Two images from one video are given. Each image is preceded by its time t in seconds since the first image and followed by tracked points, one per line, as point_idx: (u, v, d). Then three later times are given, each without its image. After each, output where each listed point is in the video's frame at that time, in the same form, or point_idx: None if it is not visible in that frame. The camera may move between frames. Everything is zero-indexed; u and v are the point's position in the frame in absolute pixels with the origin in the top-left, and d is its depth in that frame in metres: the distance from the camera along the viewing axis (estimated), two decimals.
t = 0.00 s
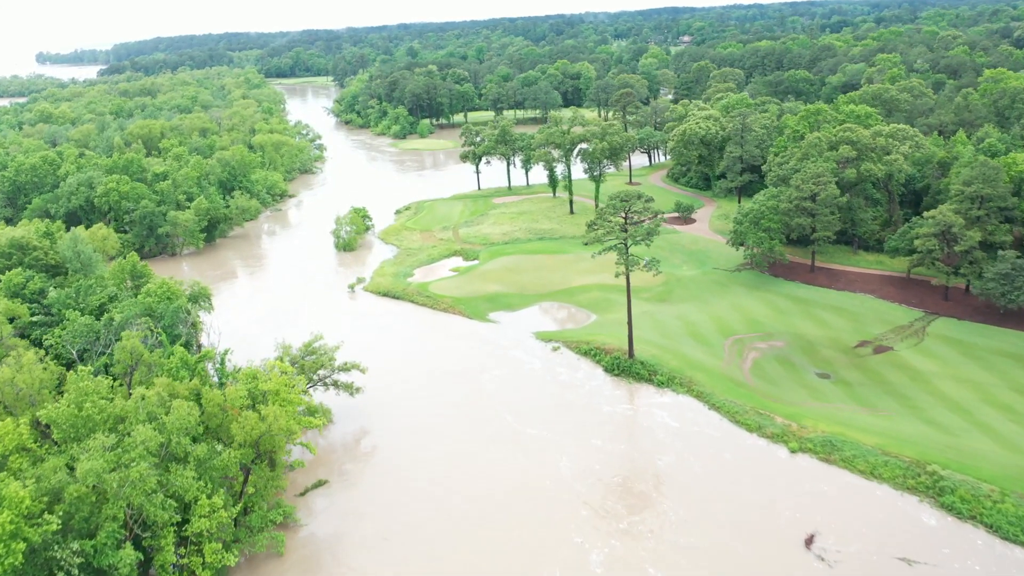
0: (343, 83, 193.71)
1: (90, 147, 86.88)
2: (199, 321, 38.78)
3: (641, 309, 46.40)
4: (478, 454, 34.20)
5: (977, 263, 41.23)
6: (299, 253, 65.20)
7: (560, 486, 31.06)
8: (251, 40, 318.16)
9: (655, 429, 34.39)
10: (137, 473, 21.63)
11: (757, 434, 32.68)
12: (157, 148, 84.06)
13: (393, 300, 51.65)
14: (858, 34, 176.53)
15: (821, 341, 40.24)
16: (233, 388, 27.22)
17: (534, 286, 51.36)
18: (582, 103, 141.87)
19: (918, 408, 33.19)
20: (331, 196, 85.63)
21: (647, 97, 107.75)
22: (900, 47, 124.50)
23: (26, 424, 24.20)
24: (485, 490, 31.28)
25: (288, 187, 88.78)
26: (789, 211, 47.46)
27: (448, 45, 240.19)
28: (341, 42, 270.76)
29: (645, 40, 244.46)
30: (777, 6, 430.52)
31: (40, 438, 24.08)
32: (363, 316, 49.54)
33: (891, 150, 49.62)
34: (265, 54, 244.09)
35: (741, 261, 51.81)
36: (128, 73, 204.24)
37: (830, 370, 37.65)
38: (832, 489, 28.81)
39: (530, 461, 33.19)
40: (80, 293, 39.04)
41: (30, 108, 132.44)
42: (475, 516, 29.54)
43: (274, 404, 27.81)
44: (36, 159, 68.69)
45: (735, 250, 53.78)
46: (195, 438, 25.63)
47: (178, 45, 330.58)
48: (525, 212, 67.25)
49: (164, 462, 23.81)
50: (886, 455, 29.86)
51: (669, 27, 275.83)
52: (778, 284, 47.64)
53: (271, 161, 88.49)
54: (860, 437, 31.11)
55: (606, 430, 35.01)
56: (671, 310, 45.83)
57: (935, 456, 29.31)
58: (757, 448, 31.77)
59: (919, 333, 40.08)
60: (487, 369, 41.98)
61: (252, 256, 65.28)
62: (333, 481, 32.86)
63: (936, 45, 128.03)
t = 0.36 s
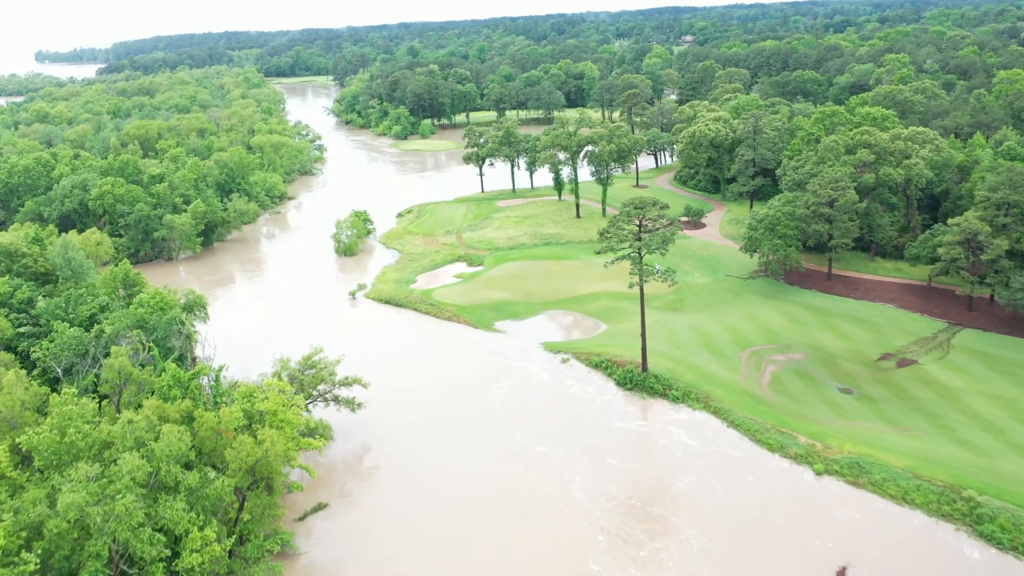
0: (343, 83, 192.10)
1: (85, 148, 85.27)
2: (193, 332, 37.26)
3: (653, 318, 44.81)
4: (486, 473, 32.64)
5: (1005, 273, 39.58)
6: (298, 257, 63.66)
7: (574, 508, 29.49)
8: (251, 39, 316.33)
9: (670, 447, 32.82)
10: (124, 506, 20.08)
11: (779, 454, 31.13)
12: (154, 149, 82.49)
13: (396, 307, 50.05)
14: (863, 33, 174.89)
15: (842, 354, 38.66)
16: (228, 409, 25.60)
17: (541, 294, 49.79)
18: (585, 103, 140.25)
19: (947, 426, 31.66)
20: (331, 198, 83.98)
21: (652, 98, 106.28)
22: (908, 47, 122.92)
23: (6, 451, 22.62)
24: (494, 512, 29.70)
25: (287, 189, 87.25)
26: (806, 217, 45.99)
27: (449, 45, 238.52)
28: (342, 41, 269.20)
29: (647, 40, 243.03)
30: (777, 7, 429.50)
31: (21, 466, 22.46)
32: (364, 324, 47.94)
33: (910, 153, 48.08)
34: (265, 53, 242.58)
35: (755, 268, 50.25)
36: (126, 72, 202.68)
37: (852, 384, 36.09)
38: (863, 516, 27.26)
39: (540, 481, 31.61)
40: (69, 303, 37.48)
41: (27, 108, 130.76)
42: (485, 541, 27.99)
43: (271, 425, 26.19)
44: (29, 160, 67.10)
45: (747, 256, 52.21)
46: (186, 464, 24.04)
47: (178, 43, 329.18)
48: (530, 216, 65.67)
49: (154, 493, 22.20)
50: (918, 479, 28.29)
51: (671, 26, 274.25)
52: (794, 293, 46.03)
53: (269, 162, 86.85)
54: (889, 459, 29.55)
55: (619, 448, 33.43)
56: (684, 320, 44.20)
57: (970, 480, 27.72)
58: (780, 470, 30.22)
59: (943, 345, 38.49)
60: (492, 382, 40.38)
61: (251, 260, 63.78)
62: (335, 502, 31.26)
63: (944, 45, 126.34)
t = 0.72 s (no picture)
0: (360, 82, 191.07)
1: (101, 147, 84.44)
2: (205, 342, 35.95)
3: (681, 330, 43.07)
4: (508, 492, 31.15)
5: None
6: (315, 260, 62.41)
7: (604, 534, 27.90)
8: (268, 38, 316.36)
9: (704, 469, 31.15)
10: (127, 539, 18.64)
11: (821, 480, 29.41)
12: (170, 149, 81.53)
13: (414, 315, 48.58)
14: (888, 33, 171.78)
15: (883, 371, 36.82)
16: (241, 430, 24.19)
17: (564, 302, 48.17)
18: (605, 103, 138.34)
19: (1000, 451, 29.85)
20: (347, 199, 82.62)
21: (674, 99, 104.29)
22: (936, 47, 120.18)
23: (4, 476, 21.27)
24: (516, 534, 28.29)
25: (304, 189, 86.11)
26: (842, 225, 44.05)
27: (466, 44, 237.31)
28: (358, 39, 268.52)
29: (665, 39, 240.62)
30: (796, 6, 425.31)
31: (20, 491, 21.09)
32: (382, 332, 46.52)
33: (951, 159, 46.08)
34: (282, 52, 242.22)
35: (787, 277, 48.40)
36: (144, 70, 202.80)
37: (895, 404, 34.29)
38: (916, 551, 25.50)
39: (568, 503, 30.00)
40: (79, 309, 36.05)
41: (44, 105, 130.39)
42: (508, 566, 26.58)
43: (285, 447, 24.81)
44: (43, 160, 66.20)
45: (778, 264, 50.39)
46: (196, 489, 22.67)
47: (196, 42, 329.71)
48: (551, 220, 64.06)
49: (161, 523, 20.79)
50: (975, 512, 26.49)
51: (690, 25, 271.54)
52: (829, 304, 44.16)
53: (286, 162, 85.59)
54: (939, 488, 27.81)
55: (650, 469, 31.77)
56: (714, 332, 42.43)
57: None
58: (822, 497, 28.51)
59: (991, 362, 36.55)
60: (515, 395, 38.81)
61: (266, 263, 62.59)
62: (352, 522, 29.78)
63: (973, 45, 123.53)
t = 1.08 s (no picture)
0: (387, 80, 190.39)
1: (128, 146, 84.07)
2: (227, 349, 34.86)
3: (719, 341, 41.30)
4: (539, 512, 29.66)
5: None
6: (339, 262, 61.40)
7: (642, 560, 26.36)
8: (295, 37, 317.35)
9: (748, 493, 29.43)
10: (139, 570, 17.39)
11: (875, 509, 27.63)
12: (196, 148, 80.91)
13: (441, 322, 47.19)
14: (924, 33, 168.05)
15: (936, 389, 34.86)
16: (262, 450, 22.96)
17: (596, 310, 46.59)
18: (634, 103, 136.41)
19: None
20: (373, 200, 81.59)
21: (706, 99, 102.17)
22: (977, 47, 116.81)
23: (12, 499, 20.19)
24: (545, 557, 26.91)
25: (329, 190, 85.23)
26: (890, 234, 41.94)
27: (492, 43, 236.18)
28: (385, 38, 268.40)
29: (694, 39, 237.81)
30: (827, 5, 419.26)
31: (28, 515, 20.00)
32: (408, 339, 45.21)
33: (1006, 165, 43.92)
34: (309, 51, 242.50)
35: (828, 286, 46.43)
36: (174, 68, 203.75)
37: (951, 426, 32.39)
38: None
39: (603, 526, 28.43)
40: (99, 315, 35.15)
41: (74, 103, 130.84)
42: None
43: (308, 468, 23.49)
44: (69, 159, 65.74)
45: (819, 273, 48.42)
46: (213, 513, 21.45)
47: (225, 40, 331.35)
48: (581, 223, 62.49)
49: (175, 552, 19.58)
50: None
51: (719, 24, 268.35)
52: (874, 317, 42.16)
53: (311, 162, 84.76)
54: (1005, 522, 25.96)
55: (690, 491, 30.11)
56: (754, 344, 40.54)
57: None
58: (878, 528, 26.71)
59: None
60: (546, 409, 37.28)
61: (290, 265, 61.61)
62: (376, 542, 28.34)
63: (1016, 46, 119.99)
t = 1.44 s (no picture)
0: (402, 80, 189.13)
1: (141, 146, 83.10)
2: (236, 362, 33.49)
3: (749, 354, 39.54)
4: (562, 538, 27.98)
5: None
6: (353, 266, 60.11)
7: None
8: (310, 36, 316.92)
9: (785, 521, 27.68)
10: None
11: (924, 541, 25.82)
12: (209, 149, 79.81)
13: (457, 332, 45.58)
14: (949, 33, 164.96)
15: (982, 409, 33.00)
16: (270, 478, 21.52)
17: (618, 320, 44.88)
18: (653, 104, 134.37)
19: None
20: (388, 202, 80.18)
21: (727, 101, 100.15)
22: (1006, 47, 114.07)
23: None
24: (543, 557, 26.97)
25: (344, 191, 83.97)
26: (930, 243, 39.93)
27: (508, 42, 234.50)
28: (401, 37, 267.27)
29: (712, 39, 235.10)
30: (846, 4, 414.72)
31: (17, 551, 18.57)
32: (423, 350, 43.63)
33: None
34: (324, 49, 241.73)
35: (862, 297, 44.54)
36: (189, 67, 203.30)
37: (1000, 451, 30.51)
38: None
39: (631, 554, 26.81)
40: (105, 324, 33.87)
41: (89, 102, 130.27)
42: None
43: (319, 496, 22.00)
44: (81, 159, 64.72)
45: (851, 283, 46.53)
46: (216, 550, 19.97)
47: (240, 39, 331.28)
48: (602, 228, 60.82)
49: None
50: None
51: (737, 24, 265.48)
52: (912, 330, 40.27)
53: (326, 163, 83.48)
54: None
55: (722, 517, 28.38)
56: (786, 358, 38.70)
57: None
58: (928, 563, 24.89)
59: None
60: (568, 425, 35.65)
61: (304, 268, 60.33)
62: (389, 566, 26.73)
63: None
